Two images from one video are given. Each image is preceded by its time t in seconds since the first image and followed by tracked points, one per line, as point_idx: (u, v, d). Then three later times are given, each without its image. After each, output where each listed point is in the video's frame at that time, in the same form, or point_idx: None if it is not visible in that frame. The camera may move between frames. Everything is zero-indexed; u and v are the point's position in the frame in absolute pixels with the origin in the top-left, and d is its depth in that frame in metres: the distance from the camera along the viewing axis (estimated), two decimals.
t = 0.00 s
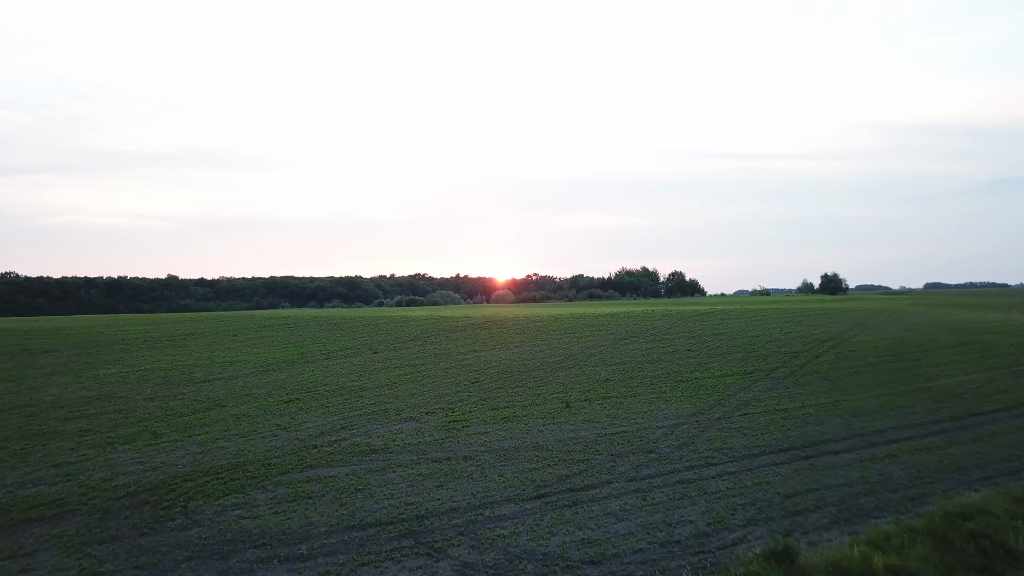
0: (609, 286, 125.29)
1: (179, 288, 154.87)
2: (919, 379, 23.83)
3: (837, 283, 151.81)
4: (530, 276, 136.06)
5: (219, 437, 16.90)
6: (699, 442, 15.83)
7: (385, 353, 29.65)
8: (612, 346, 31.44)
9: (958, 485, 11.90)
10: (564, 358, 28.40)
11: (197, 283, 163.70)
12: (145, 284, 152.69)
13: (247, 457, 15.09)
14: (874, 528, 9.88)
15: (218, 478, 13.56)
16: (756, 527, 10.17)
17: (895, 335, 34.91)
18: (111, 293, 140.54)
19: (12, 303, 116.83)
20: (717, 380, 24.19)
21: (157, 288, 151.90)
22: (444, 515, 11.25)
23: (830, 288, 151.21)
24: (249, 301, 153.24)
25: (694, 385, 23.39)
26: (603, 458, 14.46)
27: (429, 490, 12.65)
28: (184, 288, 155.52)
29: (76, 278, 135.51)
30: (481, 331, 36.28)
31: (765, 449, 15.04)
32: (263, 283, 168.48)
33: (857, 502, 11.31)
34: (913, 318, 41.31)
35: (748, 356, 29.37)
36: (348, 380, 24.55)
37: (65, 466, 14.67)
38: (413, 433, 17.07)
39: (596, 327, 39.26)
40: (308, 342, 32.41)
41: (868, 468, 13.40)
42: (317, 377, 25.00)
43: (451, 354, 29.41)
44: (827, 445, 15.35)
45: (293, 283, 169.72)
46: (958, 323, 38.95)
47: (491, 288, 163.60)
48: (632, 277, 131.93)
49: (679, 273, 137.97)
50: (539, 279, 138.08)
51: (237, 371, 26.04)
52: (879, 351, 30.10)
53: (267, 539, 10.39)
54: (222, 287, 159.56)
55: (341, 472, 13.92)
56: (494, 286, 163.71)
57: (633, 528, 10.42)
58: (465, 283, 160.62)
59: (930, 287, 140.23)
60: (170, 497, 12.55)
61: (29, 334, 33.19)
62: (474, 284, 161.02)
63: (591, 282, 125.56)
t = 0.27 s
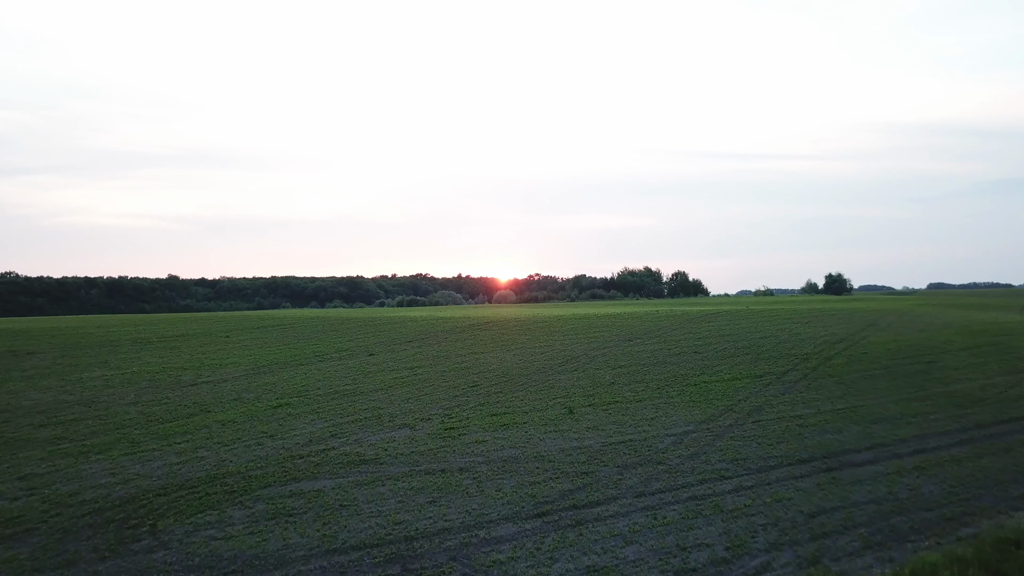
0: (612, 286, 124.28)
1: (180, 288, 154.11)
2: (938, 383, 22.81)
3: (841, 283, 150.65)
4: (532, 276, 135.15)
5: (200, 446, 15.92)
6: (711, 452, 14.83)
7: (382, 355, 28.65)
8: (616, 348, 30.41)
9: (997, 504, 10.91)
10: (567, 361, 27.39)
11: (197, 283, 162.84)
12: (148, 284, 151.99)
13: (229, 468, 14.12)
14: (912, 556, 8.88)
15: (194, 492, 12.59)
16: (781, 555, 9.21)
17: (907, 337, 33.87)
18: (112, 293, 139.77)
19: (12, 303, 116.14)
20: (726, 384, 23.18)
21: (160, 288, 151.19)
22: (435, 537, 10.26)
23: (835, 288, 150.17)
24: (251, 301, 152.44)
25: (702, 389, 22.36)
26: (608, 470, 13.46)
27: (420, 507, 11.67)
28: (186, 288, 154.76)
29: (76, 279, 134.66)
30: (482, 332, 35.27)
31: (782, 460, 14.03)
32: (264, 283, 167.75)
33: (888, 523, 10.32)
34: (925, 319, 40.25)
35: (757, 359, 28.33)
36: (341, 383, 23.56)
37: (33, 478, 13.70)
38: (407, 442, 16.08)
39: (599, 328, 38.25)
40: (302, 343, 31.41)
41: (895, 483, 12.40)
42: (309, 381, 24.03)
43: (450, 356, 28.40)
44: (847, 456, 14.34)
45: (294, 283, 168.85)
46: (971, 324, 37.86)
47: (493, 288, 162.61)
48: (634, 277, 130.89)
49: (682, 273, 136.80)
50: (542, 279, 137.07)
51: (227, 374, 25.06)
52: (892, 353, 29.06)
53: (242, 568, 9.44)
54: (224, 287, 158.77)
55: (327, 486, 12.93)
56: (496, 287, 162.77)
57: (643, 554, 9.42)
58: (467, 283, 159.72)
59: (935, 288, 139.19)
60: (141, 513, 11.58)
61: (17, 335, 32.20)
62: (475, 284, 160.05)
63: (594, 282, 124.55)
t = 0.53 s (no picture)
0: (613, 286, 123.26)
1: (178, 288, 153.17)
2: (956, 387, 21.79)
3: (843, 283, 149.60)
4: (532, 276, 134.12)
5: (176, 456, 14.92)
6: (722, 463, 13.82)
7: (375, 357, 27.65)
8: (618, 350, 29.39)
9: None
10: (567, 363, 26.38)
11: (196, 283, 161.86)
12: (146, 284, 151.04)
13: (203, 481, 13.13)
14: None
15: (163, 509, 11.60)
16: None
17: (919, 338, 32.83)
18: (110, 293, 138.83)
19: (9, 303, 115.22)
20: (733, 389, 22.16)
21: (158, 288, 150.22)
22: (422, 563, 9.27)
23: (837, 288, 149.16)
24: (249, 301, 151.46)
25: (708, 394, 21.35)
26: (613, 484, 12.48)
27: (407, 527, 10.67)
28: (184, 288, 153.81)
29: (73, 278, 133.66)
30: (480, 332, 34.27)
31: (800, 473, 13.03)
32: (263, 283, 166.78)
33: (922, 547, 9.33)
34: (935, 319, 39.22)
35: (764, 361, 27.31)
36: (332, 388, 22.55)
37: None
38: (397, 452, 15.08)
39: (601, 328, 37.24)
40: (294, 345, 30.41)
41: (925, 499, 11.41)
42: (298, 385, 23.04)
43: (446, 358, 27.39)
44: (870, 468, 13.34)
45: (293, 283, 167.84)
46: (983, 325, 36.83)
47: (492, 288, 161.69)
48: (635, 277, 129.95)
49: (683, 273, 135.78)
50: (541, 279, 136.14)
51: (213, 377, 24.08)
52: (905, 355, 28.03)
53: None
54: (223, 287, 157.78)
55: (308, 501, 11.94)
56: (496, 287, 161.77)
57: None
58: (467, 283, 158.71)
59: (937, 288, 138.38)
60: (101, 534, 10.60)
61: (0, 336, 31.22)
62: (475, 284, 159.14)
63: (594, 281, 123.53)
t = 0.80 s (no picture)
0: (612, 286, 122.26)
1: (176, 288, 152.06)
2: (974, 391, 20.81)
3: (844, 283, 148.64)
4: (531, 276, 133.10)
5: (147, 467, 13.90)
6: (735, 477, 12.82)
7: (368, 360, 26.63)
8: (620, 352, 28.37)
9: None
10: (567, 366, 25.37)
11: (193, 283, 160.80)
12: (143, 284, 149.94)
13: (174, 497, 12.11)
14: None
15: (125, 529, 10.59)
16: None
17: (929, 339, 31.84)
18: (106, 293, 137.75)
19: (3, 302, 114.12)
20: (741, 393, 21.17)
21: (155, 288, 149.13)
22: None
23: (838, 289, 148.22)
24: (247, 301, 150.38)
25: (715, 399, 20.35)
26: (617, 501, 11.48)
27: (392, 551, 9.67)
28: (181, 288, 152.74)
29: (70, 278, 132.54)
30: (477, 333, 33.26)
31: (819, 488, 12.02)
32: (261, 283, 165.71)
33: None
34: (944, 320, 38.22)
35: (771, 364, 26.31)
36: (321, 392, 21.55)
37: None
38: (385, 463, 14.08)
39: (601, 329, 36.22)
40: (285, 346, 29.39)
41: (959, 518, 10.43)
42: (286, 389, 22.04)
43: (441, 360, 26.40)
44: (894, 481, 12.35)
45: (291, 283, 166.76)
46: (994, 326, 35.85)
47: (492, 287, 160.68)
48: (634, 277, 129.05)
49: (683, 273, 134.83)
50: (541, 279, 135.14)
51: (197, 380, 23.05)
52: (917, 358, 27.04)
53: None
54: (220, 287, 156.68)
55: (284, 520, 10.93)
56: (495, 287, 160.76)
57: None
58: (466, 283, 157.70)
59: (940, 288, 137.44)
60: (53, 559, 9.59)
61: None
62: (473, 284, 158.16)
63: (594, 281, 122.54)
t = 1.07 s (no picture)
0: (613, 286, 121.23)
1: (174, 288, 150.97)
2: (995, 396, 19.82)
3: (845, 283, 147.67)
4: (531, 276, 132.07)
5: (115, 480, 12.90)
6: (749, 492, 11.84)
7: (360, 362, 25.64)
8: (622, 354, 27.40)
9: None
10: (567, 369, 24.38)
11: (190, 283, 159.71)
12: (141, 284, 148.85)
13: (140, 514, 11.12)
14: None
15: (80, 553, 9.59)
16: None
17: (941, 341, 30.85)
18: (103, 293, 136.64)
19: None
20: (750, 399, 20.18)
21: (152, 288, 148.02)
22: None
23: (839, 289, 147.25)
24: (244, 301, 149.31)
25: (722, 405, 19.37)
26: (623, 521, 10.50)
27: None
28: (179, 288, 151.65)
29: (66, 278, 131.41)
30: (474, 335, 32.26)
31: (842, 505, 11.04)
32: (259, 283, 164.64)
33: None
34: (954, 321, 37.22)
35: (779, 367, 25.32)
36: (309, 397, 20.55)
37: None
38: (372, 475, 13.09)
39: (602, 330, 35.23)
40: (274, 348, 28.38)
41: (1000, 540, 9.46)
42: (273, 393, 21.03)
43: (436, 363, 25.39)
44: (923, 497, 11.38)
45: (289, 283, 165.70)
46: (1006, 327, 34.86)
47: (491, 287, 159.59)
48: (634, 277, 128.03)
49: (684, 273, 133.88)
50: (540, 279, 134.09)
51: (181, 384, 22.05)
52: (930, 360, 26.06)
53: None
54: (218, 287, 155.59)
55: (257, 543, 9.95)
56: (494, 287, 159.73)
57: None
58: (465, 283, 156.66)
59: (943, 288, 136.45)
60: None
61: None
62: (473, 284, 157.07)
63: (594, 281, 121.53)
